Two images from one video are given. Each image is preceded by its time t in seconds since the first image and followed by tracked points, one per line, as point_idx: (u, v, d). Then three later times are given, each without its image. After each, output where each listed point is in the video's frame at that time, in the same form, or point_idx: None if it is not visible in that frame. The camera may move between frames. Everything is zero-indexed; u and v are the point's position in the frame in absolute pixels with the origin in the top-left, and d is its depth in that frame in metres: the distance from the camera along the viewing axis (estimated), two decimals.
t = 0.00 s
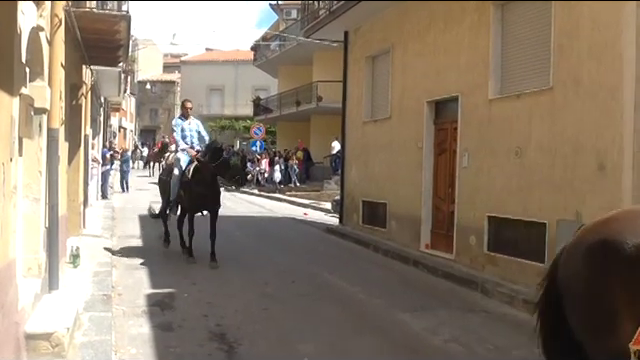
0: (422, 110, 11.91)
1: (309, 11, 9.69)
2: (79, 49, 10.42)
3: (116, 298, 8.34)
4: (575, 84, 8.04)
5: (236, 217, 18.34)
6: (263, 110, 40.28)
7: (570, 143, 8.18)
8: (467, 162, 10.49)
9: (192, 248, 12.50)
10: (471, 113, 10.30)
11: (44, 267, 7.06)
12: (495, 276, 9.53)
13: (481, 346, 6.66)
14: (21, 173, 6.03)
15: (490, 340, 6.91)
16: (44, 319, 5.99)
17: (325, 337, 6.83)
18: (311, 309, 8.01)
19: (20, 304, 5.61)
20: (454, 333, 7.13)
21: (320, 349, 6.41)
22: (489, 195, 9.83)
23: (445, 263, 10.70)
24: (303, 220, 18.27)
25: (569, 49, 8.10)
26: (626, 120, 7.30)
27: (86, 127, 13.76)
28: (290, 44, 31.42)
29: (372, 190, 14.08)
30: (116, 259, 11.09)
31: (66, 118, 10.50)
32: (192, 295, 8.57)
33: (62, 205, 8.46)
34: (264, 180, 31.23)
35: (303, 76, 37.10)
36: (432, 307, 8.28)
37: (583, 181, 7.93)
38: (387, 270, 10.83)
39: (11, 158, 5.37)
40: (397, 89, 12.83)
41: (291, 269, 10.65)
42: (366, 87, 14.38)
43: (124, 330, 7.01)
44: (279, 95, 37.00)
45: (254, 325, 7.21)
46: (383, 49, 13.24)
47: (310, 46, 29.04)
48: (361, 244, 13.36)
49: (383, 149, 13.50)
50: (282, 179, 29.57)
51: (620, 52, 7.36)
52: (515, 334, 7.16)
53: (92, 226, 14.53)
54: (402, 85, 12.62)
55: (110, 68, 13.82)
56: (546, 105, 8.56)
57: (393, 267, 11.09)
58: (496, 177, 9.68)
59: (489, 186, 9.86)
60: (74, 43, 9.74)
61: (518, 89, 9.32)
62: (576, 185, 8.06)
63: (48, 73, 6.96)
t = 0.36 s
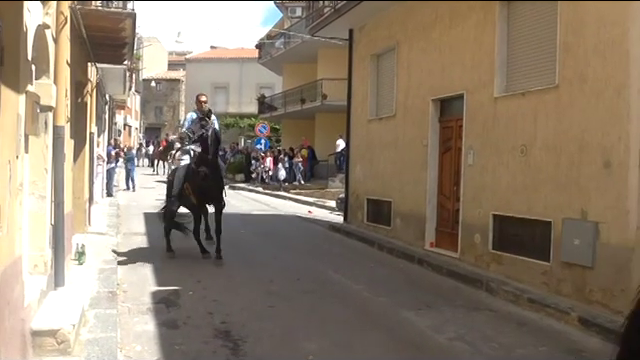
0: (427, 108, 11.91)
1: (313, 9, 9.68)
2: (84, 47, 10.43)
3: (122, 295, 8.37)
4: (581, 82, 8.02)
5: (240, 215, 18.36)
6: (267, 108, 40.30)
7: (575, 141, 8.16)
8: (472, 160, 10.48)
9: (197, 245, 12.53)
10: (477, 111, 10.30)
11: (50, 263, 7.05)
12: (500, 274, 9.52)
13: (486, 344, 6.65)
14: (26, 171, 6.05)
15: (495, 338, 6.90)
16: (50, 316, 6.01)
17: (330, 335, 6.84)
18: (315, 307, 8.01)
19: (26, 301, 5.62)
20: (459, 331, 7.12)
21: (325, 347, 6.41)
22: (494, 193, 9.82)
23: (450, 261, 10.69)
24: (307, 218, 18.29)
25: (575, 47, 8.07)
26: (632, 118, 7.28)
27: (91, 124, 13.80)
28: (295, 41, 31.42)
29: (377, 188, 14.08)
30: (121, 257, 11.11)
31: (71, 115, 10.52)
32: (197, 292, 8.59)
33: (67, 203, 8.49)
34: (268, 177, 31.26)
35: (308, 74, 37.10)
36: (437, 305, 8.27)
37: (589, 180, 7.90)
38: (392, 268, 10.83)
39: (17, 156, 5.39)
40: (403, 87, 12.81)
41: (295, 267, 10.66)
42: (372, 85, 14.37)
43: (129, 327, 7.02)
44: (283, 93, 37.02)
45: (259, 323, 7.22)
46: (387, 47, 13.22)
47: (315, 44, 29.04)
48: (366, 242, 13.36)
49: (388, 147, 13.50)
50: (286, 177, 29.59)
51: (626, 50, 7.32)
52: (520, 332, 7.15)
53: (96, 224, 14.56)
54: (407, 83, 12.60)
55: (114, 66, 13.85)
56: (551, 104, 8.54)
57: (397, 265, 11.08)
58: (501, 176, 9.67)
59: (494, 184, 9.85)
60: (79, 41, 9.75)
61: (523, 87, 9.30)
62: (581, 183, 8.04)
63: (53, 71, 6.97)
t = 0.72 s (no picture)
0: (429, 109, 11.90)
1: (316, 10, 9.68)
2: (87, 47, 10.44)
3: (124, 295, 8.38)
4: (585, 82, 8.01)
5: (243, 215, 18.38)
6: (270, 108, 40.31)
7: (579, 142, 8.14)
8: (475, 161, 10.47)
9: (200, 246, 12.54)
10: (480, 111, 10.29)
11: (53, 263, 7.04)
12: (503, 275, 9.51)
13: (489, 345, 6.65)
14: (30, 171, 6.05)
15: (498, 339, 6.89)
16: (53, 316, 6.01)
17: (332, 336, 6.83)
18: (318, 308, 8.01)
19: (29, 301, 5.62)
20: (462, 332, 7.11)
21: (327, 348, 6.42)
22: (497, 194, 9.81)
23: (452, 262, 10.69)
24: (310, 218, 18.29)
25: (579, 47, 8.05)
26: (636, 118, 7.26)
27: (94, 125, 13.84)
28: (298, 42, 31.43)
29: (379, 188, 14.08)
30: (124, 257, 11.14)
31: (75, 115, 10.56)
32: (200, 293, 8.60)
33: (70, 203, 8.51)
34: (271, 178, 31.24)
35: (310, 74, 37.11)
36: (440, 306, 8.27)
37: (592, 181, 7.89)
38: (394, 269, 10.82)
39: (20, 156, 5.39)
40: (405, 87, 12.81)
41: (298, 267, 10.66)
42: (374, 85, 14.36)
43: (132, 328, 7.03)
44: (286, 93, 37.02)
45: (262, 323, 7.22)
46: (390, 47, 13.22)
47: (318, 45, 29.04)
48: (368, 242, 13.36)
49: (391, 148, 13.49)
50: (289, 177, 29.60)
51: (630, 50, 7.30)
52: (523, 333, 7.14)
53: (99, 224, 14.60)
54: (410, 84, 12.59)
55: (117, 66, 13.87)
56: (556, 104, 8.53)
57: (400, 266, 11.08)
58: (504, 176, 9.66)
59: (497, 185, 9.84)
60: (82, 41, 9.76)
61: (526, 87, 9.29)
62: (584, 184, 8.03)
63: (57, 72, 6.99)
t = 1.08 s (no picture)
0: (433, 109, 11.89)
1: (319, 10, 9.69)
2: (91, 48, 10.47)
3: (128, 296, 8.38)
4: (589, 83, 7.99)
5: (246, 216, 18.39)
6: (273, 109, 40.33)
7: (583, 143, 8.13)
8: (478, 161, 10.46)
9: (203, 246, 12.55)
10: (483, 112, 10.29)
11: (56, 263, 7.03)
12: (506, 276, 9.50)
13: (493, 346, 6.64)
14: (34, 171, 6.07)
15: (502, 339, 6.89)
16: (58, 316, 6.03)
17: (336, 336, 6.83)
18: (321, 308, 8.00)
19: (33, 302, 5.62)
20: (465, 333, 7.11)
21: (331, 348, 6.41)
22: (501, 195, 9.81)
23: (456, 263, 10.68)
24: (312, 219, 18.30)
25: (582, 48, 8.04)
26: None
27: (97, 125, 13.87)
28: (301, 42, 31.45)
29: (383, 189, 14.07)
30: (128, 257, 11.14)
31: (79, 116, 10.58)
32: (203, 293, 8.60)
33: (73, 204, 8.53)
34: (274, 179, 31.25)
35: (313, 75, 37.13)
36: (444, 307, 8.26)
37: (596, 182, 7.88)
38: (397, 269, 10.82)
39: (25, 156, 5.40)
40: (409, 88, 12.81)
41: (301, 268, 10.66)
42: (377, 86, 14.37)
43: (136, 328, 7.04)
44: (289, 94, 37.04)
45: (265, 323, 7.22)
46: (394, 48, 13.22)
47: (321, 45, 29.06)
48: (371, 243, 13.35)
49: (394, 148, 13.49)
50: (292, 178, 29.62)
51: (634, 50, 7.29)
52: (527, 334, 7.13)
53: (103, 224, 14.62)
54: (413, 84, 12.59)
55: (121, 67, 13.89)
56: (559, 105, 8.52)
57: (403, 267, 11.08)
58: (508, 177, 9.65)
59: (500, 186, 9.83)
60: (86, 42, 9.79)
61: (529, 88, 9.29)
62: (588, 185, 8.02)
63: (62, 73, 7.00)
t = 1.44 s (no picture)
0: (436, 111, 11.90)
1: (323, 12, 9.71)
2: (95, 50, 10.50)
3: (131, 297, 8.41)
4: (592, 85, 7.99)
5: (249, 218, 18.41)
6: (276, 110, 40.38)
7: (586, 145, 8.13)
8: (481, 163, 10.47)
9: (206, 248, 12.56)
10: (487, 114, 10.29)
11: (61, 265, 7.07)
12: (510, 278, 9.50)
13: (496, 348, 6.64)
14: (39, 172, 6.10)
15: (505, 342, 6.89)
16: (62, 317, 6.05)
17: (339, 338, 6.83)
18: (325, 310, 8.01)
19: (37, 303, 5.63)
20: (468, 335, 7.11)
21: (334, 350, 6.42)
22: (504, 196, 9.80)
23: (459, 265, 10.68)
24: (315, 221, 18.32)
25: (586, 50, 8.04)
26: None
27: (101, 126, 13.93)
28: (304, 44, 31.49)
29: (386, 191, 14.08)
30: (131, 259, 11.17)
31: (82, 118, 10.61)
32: (206, 294, 8.62)
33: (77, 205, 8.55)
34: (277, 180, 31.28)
35: (317, 77, 37.17)
36: (447, 309, 8.26)
37: (599, 184, 7.87)
38: (401, 271, 10.82)
39: (30, 158, 5.43)
40: (412, 90, 12.82)
41: (305, 269, 10.67)
42: (381, 88, 14.38)
43: (139, 329, 7.06)
44: (293, 96, 37.09)
45: (269, 325, 7.23)
46: (397, 50, 13.22)
47: (324, 47, 29.10)
48: (374, 245, 13.36)
49: (397, 150, 13.50)
50: (295, 179, 29.65)
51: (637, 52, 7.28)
52: (530, 336, 7.13)
53: (106, 226, 14.66)
54: (417, 86, 12.60)
55: (125, 69, 13.93)
56: (563, 107, 8.52)
57: (406, 269, 11.08)
58: (511, 179, 9.65)
59: (504, 188, 9.83)
60: (90, 44, 9.82)
61: (533, 90, 9.29)
62: (592, 187, 8.01)
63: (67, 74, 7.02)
